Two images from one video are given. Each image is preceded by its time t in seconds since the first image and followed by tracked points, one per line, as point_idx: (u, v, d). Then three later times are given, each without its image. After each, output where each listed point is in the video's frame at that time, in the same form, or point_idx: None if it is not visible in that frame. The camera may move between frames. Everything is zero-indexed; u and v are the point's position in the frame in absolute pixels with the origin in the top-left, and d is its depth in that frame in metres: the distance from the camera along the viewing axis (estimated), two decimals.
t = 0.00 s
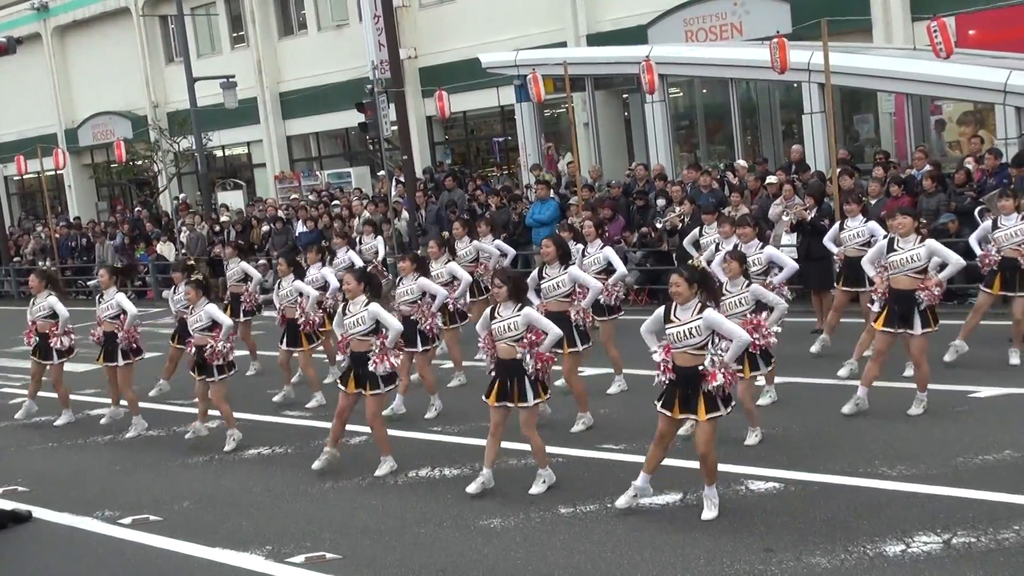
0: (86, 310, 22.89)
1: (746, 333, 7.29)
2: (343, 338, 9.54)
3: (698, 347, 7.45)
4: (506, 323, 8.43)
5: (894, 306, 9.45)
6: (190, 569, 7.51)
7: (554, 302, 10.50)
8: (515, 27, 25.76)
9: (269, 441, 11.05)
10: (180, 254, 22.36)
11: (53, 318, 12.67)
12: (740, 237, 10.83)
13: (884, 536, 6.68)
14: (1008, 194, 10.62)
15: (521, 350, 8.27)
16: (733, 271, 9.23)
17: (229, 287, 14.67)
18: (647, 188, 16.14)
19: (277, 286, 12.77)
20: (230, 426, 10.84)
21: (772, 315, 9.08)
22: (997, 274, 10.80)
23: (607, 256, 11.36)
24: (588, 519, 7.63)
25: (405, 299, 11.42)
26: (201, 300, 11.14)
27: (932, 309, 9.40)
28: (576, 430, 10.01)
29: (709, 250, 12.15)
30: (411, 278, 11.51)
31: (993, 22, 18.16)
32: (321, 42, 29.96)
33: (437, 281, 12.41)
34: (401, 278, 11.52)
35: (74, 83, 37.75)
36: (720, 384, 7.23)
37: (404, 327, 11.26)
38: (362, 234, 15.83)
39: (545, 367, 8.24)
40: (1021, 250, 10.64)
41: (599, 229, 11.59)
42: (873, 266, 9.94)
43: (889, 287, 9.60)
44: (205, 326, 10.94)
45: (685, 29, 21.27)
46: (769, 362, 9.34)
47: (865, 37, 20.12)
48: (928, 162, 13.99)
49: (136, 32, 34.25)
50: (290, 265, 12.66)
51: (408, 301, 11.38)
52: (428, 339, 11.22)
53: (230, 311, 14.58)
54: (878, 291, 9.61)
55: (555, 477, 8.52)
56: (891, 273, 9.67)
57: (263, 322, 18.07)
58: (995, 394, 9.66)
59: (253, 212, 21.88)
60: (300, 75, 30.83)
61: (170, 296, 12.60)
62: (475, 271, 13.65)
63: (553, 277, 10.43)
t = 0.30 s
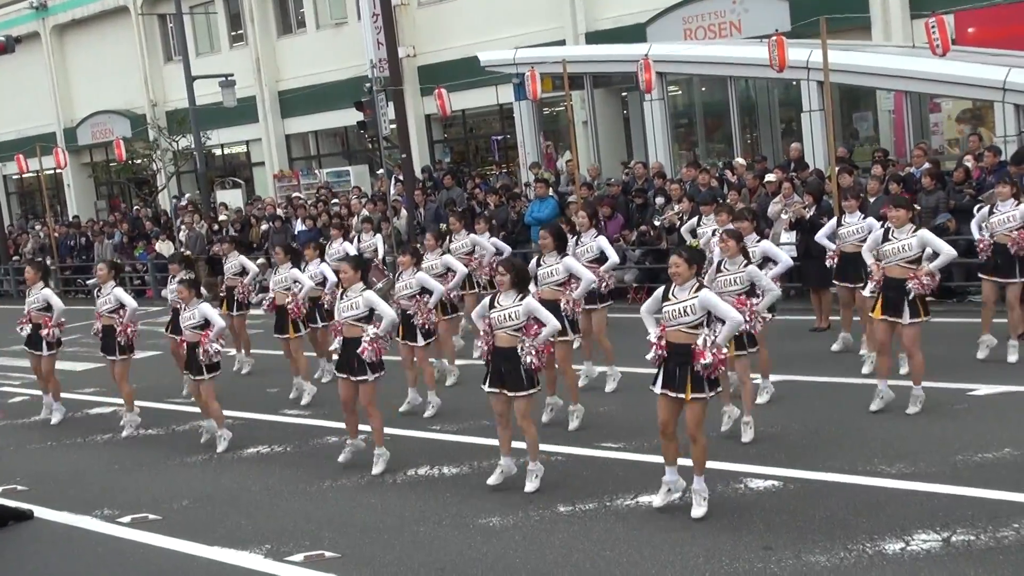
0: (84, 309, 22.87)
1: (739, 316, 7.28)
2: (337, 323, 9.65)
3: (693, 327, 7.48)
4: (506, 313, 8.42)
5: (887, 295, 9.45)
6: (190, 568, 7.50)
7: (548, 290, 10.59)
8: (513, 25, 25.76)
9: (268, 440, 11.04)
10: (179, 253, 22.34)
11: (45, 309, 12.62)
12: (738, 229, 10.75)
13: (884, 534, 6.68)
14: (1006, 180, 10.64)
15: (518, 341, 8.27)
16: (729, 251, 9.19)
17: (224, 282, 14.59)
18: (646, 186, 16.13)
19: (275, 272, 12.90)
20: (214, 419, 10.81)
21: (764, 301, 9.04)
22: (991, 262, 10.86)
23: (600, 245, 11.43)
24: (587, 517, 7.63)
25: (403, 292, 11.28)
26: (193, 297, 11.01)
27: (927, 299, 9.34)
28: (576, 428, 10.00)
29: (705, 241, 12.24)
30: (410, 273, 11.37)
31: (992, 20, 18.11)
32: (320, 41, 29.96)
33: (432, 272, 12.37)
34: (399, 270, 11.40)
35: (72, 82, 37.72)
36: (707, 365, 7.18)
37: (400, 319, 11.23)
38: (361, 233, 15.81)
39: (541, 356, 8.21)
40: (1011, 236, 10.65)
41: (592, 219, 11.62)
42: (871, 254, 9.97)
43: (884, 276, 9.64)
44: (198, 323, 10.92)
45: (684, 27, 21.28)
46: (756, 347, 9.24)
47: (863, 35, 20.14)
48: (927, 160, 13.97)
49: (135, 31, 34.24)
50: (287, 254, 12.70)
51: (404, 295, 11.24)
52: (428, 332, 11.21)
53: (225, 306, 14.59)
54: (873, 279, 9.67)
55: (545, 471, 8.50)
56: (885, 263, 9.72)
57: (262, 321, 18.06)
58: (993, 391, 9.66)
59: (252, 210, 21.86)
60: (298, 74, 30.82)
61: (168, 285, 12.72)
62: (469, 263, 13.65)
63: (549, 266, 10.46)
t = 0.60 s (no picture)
0: (84, 308, 22.90)
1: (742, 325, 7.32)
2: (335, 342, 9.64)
3: (694, 343, 7.45)
4: (508, 329, 8.36)
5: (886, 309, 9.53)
6: (190, 567, 7.51)
7: (550, 304, 10.48)
8: (511, 24, 25.76)
9: (268, 439, 11.06)
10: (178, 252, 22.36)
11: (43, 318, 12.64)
12: (731, 239, 10.62)
13: (883, 531, 6.69)
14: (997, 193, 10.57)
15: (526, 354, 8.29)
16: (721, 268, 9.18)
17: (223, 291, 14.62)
18: (645, 184, 16.11)
19: (272, 284, 12.78)
20: (204, 431, 10.89)
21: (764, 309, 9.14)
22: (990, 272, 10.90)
23: (599, 259, 11.23)
24: (587, 515, 7.64)
25: (408, 303, 11.18)
26: (188, 309, 10.89)
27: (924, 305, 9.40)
28: (575, 426, 10.03)
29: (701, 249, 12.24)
30: (410, 282, 11.22)
31: (991, 17, 18.16)
32: (318, 40, 29.97)
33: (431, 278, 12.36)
34: (400, 282, 11.26)
35: (70, 82, 37.72)
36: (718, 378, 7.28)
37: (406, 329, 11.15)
38: (359, 232, 15.82)
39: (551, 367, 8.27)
40: (1007, 248, 10.68)
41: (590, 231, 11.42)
42: (864, 268, 9.94)
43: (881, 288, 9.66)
44: (194, 337, 10.84)
45: (682, 26, 21.27)
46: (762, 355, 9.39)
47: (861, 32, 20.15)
48: (925, 158, 13.98)
49: (133, 31, 34.24)
50: (285, 263, 12.68)
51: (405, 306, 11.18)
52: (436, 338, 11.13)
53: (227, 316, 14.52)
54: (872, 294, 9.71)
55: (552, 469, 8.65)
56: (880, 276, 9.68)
57: (261, 320, 18.08)
58: (992, 389, 9.67)
59: (250, 209, 21.88)
60: (297, 73, 30.81)
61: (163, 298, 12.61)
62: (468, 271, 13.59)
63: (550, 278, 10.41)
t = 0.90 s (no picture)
0: (84, 307, 22.92)
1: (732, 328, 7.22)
2: (336, 330, 9.65)
3: (686, 344, 7.41)
4: (506, 329, 8.37)
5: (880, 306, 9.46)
6: (190, 566, 7.52)
7: (550, 300, 10.46)
8: (511, 23, 25.77)
9: (268, 438, 11.07)
10: (179, 251, 22.39)
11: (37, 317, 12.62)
12: (730, 233, 10.68)
13: (882, 531, 6.70)
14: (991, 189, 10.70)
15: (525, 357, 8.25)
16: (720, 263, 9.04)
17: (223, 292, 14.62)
18: (645, 183, 16.10)
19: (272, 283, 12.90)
20: (212, 427, 10.86)
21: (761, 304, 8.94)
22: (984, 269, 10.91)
23: (597, 252, 11.29)
24: (586, 515, 7.65)
25: (406, 302, 11.13)
26: (189, 299, 11.01)
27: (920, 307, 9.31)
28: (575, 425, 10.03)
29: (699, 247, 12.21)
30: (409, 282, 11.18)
31: (992, 16, 18.19)
32: (317, 39, 29.97)
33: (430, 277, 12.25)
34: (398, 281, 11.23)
35: (70, 80, 37.72)
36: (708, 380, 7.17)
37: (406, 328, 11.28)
38: (359, 231, 15.83)
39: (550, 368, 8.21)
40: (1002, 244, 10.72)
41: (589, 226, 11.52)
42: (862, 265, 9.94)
43: (876, 286, 9.61)
44: (194, 327, 10.90)
45: (682, 25, 21.29)
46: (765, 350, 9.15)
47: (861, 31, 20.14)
48: (925, 157, 13.99)
49: (133, 30, 34.24)
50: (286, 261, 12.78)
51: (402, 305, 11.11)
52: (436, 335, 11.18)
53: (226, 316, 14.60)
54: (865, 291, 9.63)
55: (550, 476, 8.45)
56: (876, 272, 9.68)
57: (261, 319, 18.09)
58: (991, 388, 9.68)
59: (250, 208, 21.89)
60: (297, 73, 30.82)
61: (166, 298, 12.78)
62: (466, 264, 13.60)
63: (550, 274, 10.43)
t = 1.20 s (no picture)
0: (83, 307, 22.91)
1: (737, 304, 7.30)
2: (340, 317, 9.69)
3: (693, 321, 7.51)
4: (514, 309, 8.43)
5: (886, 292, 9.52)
6: (190, 566, 7.52)
7: (550, 283, 10.54)
8: (511, 23, 25.77)
9: (267, 437, 11.07)
10: (178, 250, 22.40)
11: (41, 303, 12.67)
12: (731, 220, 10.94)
13: (882, 531, 6.70)
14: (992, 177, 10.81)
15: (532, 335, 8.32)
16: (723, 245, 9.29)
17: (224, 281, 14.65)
18: (645, 183, 16.09)
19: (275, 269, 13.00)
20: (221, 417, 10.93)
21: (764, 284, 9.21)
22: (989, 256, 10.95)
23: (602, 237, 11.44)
24: (586, 515, 7.65)
25: (412, 282, 11.58)
26: (194, 289, 11.09)
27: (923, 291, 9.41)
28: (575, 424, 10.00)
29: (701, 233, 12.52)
30: (417, 262, 11.64)
31: (992, 17, 18.19)
32: (317, 39, 29.96)
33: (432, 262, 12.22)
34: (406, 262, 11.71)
35: (70, 79, 37.70)
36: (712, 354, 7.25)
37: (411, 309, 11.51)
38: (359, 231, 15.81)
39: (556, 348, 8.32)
40: (1007, 230, 10.76)
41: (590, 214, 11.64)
42: (862, 251, 10.00)
43: (879, 273, 9.67)
44: (201, 317, 10.95)
45: (682, 25, 21.30)
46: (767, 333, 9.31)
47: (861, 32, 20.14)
48: (925, 158, 13.99)
49: (133, 30, 34.24)
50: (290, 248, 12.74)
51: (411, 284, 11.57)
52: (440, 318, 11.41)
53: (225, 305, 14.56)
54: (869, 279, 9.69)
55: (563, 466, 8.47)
56: (878, 260, 9.73)
57: (260, 318, 18.08)
58: (991, 388, 9.68)
59: (250, 208, 21.89)
60: (297, 73, 30.81)
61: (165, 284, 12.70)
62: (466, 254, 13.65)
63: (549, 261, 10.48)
